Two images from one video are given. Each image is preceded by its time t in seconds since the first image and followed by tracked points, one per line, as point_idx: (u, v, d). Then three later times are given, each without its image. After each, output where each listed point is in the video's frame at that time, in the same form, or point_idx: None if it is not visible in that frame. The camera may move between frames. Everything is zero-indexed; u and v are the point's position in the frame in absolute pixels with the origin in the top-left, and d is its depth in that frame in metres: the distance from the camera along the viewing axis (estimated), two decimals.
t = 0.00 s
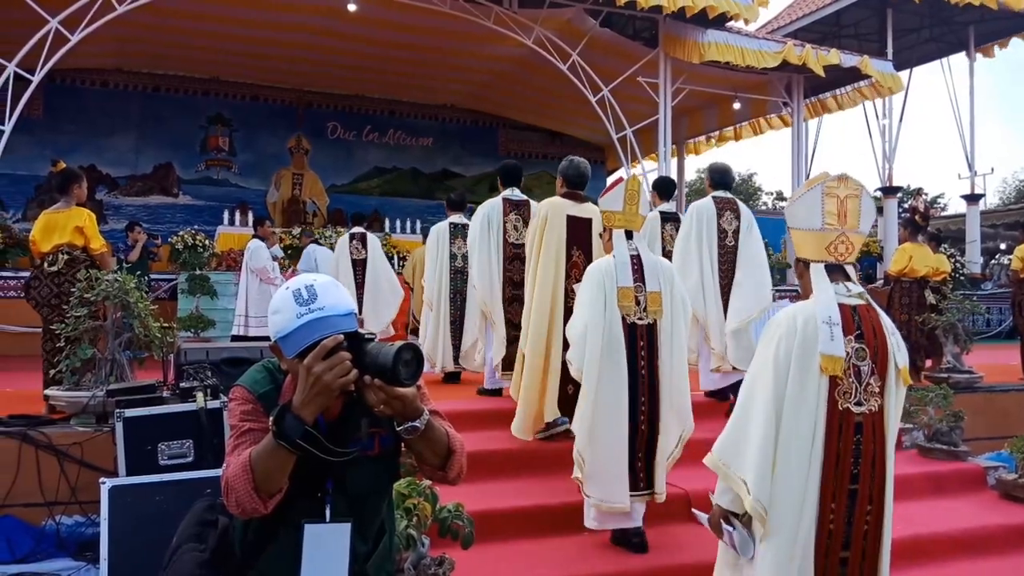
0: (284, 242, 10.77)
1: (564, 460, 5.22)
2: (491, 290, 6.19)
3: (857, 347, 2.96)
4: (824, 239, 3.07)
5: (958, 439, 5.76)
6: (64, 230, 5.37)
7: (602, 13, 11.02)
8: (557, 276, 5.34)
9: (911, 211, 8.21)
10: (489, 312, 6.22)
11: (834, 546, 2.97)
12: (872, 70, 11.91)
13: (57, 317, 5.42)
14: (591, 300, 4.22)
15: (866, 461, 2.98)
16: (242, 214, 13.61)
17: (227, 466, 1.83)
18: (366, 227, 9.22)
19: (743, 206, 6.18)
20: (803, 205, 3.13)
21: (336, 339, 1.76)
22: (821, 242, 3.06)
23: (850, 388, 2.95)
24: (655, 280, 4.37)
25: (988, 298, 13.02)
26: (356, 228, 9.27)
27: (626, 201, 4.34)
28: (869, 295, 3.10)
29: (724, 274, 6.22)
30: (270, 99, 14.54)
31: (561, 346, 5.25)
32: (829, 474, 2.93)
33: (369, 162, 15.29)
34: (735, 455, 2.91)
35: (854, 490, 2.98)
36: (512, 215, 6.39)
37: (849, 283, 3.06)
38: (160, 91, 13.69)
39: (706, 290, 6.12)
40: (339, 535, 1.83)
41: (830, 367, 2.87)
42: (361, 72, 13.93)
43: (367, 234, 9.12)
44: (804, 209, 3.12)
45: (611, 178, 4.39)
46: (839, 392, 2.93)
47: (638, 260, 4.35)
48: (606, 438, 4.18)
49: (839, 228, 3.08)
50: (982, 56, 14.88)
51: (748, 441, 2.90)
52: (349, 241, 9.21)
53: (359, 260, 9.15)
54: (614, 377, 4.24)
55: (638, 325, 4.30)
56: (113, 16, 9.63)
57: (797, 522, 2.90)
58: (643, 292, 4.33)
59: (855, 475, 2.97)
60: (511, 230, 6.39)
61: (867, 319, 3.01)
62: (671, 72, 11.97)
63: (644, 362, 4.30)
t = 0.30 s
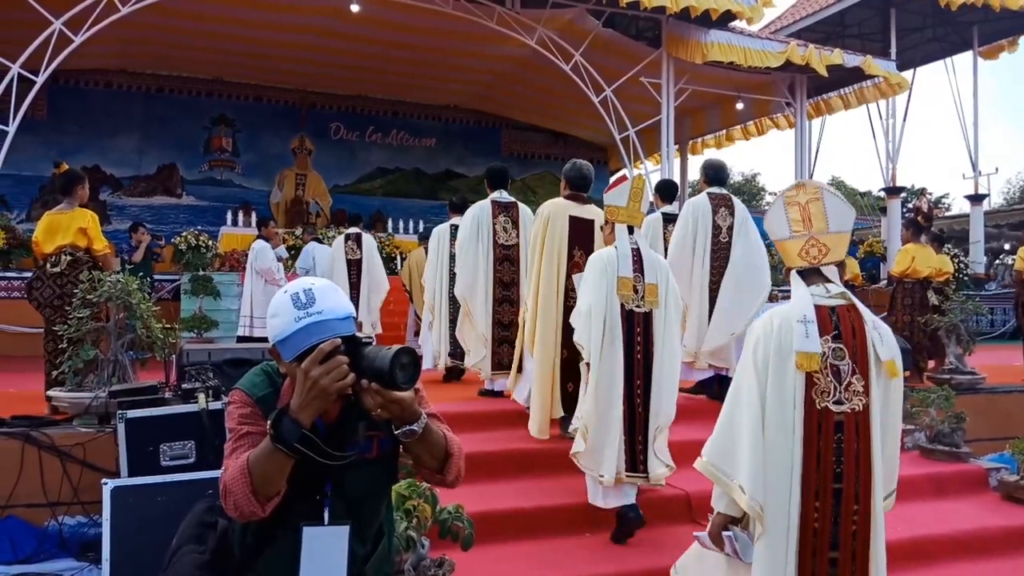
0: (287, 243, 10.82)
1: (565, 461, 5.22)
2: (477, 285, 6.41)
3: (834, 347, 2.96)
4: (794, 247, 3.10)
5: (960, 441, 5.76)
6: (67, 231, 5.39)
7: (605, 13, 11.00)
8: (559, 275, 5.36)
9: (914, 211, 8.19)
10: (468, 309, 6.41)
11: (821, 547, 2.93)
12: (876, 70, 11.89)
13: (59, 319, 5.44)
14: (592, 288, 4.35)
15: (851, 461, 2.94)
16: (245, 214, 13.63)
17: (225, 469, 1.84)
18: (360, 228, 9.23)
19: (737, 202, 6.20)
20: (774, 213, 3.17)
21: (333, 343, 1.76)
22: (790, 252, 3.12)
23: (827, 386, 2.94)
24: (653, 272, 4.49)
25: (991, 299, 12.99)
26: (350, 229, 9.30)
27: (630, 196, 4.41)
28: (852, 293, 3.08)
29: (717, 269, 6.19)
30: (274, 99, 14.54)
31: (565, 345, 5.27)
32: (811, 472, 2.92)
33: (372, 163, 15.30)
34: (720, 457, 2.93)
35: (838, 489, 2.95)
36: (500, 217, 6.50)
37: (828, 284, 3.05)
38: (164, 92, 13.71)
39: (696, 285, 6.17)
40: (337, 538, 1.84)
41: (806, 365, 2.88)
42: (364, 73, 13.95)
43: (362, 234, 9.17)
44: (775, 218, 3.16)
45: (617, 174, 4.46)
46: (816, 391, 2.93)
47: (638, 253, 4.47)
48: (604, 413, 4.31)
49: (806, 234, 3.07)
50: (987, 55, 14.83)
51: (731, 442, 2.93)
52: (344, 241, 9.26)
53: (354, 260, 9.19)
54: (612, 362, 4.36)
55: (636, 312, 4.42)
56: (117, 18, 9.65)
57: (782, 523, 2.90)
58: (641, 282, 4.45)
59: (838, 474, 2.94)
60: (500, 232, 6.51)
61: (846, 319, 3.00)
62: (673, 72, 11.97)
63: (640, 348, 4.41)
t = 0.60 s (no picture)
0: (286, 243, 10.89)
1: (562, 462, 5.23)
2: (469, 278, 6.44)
3: (795, 348, 3.01)
4: (762, 254, 3.11)
5: (955, 442, 5.78)
6: (64, 233, 5.41)
7: (604, 13, 11.01)
8: (550, 276, 5.38)
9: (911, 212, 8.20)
10: (460, 301, 6.46)
11: (790, 541, 2.98)
12: (874, 70, 11.90)
13: (57, 321, 5.45)
14: (588, 277, 4.52)
15: (814, 457, 2.99)
16: (244, 215, 13.65)
17: (216, 474, 1.86)
18: (358, 230, 9.24)
19: (724, 204, 6.17)
20: (744, 221, 3.16)
21: (321, 349, 1.78)
22: (759, 259, 3.13)
23: (789, 386, 3.00)
24: (645, 263, 4.70)
25: (990, 299, 13.00)
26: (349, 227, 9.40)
27: (625, 188, 4.63)
28: (812, 295, 3.13)
29: (702, 271, 6.23)
30: (273, 100, 14.56)
31: (557, 346, 5.31)
32: (777, 470, 2.97)
33: (371, 164, 15.32)
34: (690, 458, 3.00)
35: (804, 484, 3.00)
36: (493, 220, 6.53)
37: (789, 289, 3.11)
38: (163, 93, 13.73)
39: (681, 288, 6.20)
40: (328, 542, 1.86)
41: (765, 367, 2.93)
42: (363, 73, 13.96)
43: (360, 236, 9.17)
44: (745, 226, 3.15)
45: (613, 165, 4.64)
46: (778, 390, 2.99)
47: (631, 243, 4.68)
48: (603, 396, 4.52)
49: (773, 241, 3.09)
50: (986, 54, 14.83)
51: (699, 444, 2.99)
52: (341, 243, 9.28)
53: (352, 261, 9.21)
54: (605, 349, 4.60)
55: (627, 302, 4.63)
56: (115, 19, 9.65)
57: (750, 521, 2.94)
58: (634, 272, 4.66)
59: (804, 469, 2.99)
60: (493, 235, 6.53)
61: (807, 322, 3.05)
62: (672, 73, 11.97)
63: (630, 335, 4.62)
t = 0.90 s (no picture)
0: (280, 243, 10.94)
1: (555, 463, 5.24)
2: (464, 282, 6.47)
3: (740, 339, 3.05)
4: (713, 255, 3.14)
5: (946, 443, 5.80)
6: (56, 234, 5.41)
7: (599, 14, 11.02)
8: (532, 281, 5.40)
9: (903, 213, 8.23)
10: (455, 304, 6.48)
11: (747, 522, 2.98)
12: (868, 70, 11.93)
13: (48, 322, 5.46)
14: (573, 276, 4.53)
15: (764, 441, 3.00)
16: (239, 215, 13.64)
17: (199, 478, 1.86)
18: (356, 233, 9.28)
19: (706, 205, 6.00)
20: (696, 222, 3.19)
21: (304, 355, 1.79)
22: (711, 259, 3.15)
23: (736, 374, 3.02)
24: (627, 260, 4.79)
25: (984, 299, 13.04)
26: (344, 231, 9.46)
27: (606, 186, 4.72)
28: (754, 293, 3.18)
29: (683, 271, 6.12)
30: (268, 100, 14.56)
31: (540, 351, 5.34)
32: (729, 453, 2.98)
33: (366, 163, 15.32)
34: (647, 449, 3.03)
35: (756, 466, 3.00)
36: (487, 225, 6.57)
37: (731, 288, 3.16)
38: (158, 93, 13.71)
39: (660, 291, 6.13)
40: (312, 546, 1.86)
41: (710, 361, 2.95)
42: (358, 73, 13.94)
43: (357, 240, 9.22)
44: (697, 227, 3.18)
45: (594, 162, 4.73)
46: (727, 379, 3.01)
47: (613, 242, 4.76)
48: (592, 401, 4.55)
49: (727, 245, 3.14)
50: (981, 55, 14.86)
51: (654, 435, 3.04)
52: (338, 245, 9.27)
53: (348, 264, 9.25)
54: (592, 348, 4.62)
55: (610, 300, 4.71)
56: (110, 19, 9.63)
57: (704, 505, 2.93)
58: (617, 270, 4.75)
59: (754, 451, 3.00)
60: (487, 240, 6.57)
61: (751, 315, 3.09)
62: (667, 73, 11.97)
63: (613, 332, 4.72)
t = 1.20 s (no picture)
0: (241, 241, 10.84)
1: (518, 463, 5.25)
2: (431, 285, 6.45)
3: (659, 309, 3.31)
4: (635, 228, 3.38)
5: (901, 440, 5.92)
6: (7, 233, 5.27)
7: (564, 14, 11.04)
8: (484, 266, 5.69)
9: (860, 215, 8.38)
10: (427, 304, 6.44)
11: (663, 477, 3.21)
12: (828, 73, 12.11)
13: None
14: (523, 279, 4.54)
15: (680, 402, 3.25)
16: (199, 213, 13.42)
17: (150, 486, 1.83)
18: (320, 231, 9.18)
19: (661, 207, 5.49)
20: (619, 198, 3.42)
21: (258, 360, 1.77)
22: (633, 231, 3.38)
23: (654, 341, 3.28)
24: (577, 259, 4.84)
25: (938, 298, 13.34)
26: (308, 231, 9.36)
27: (553, 184, 4.79)
28: (672, 264, 3.46)
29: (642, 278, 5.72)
30: (230, 96, 14.37)
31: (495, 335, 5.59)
32: (646, 413, 3.23)
33: (330, 161, 15.18)
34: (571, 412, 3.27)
35: (673, 426, 3.24)
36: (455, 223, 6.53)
37: (650, 259, 3.43)
38: (116, 88, 13.45)
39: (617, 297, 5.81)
40: (266, 552, 1.84)
41: (631, 330, 3.21)
42: (321, 70, 13.81)
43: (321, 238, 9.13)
44: (620, 203, 3.41)
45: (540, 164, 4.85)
46: (647, 347, 3.27)
47: (564, 242, 4.80)
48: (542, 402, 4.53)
49: (648, 217, 3.37)
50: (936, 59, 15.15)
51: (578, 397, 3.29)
52: (302, 243, 9.17)
53: (313, 262, 9.15)
54: (545, 351, 4.62)
55: (561, 301, 4.75)
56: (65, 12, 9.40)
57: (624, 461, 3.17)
58: (567, 270, 4.79)
59: (672, 412, 3.24)
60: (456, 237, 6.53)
61: (668, 286, 3.37)
62: (631, 74, 12.05)
63: (565, 331, 4.75)
